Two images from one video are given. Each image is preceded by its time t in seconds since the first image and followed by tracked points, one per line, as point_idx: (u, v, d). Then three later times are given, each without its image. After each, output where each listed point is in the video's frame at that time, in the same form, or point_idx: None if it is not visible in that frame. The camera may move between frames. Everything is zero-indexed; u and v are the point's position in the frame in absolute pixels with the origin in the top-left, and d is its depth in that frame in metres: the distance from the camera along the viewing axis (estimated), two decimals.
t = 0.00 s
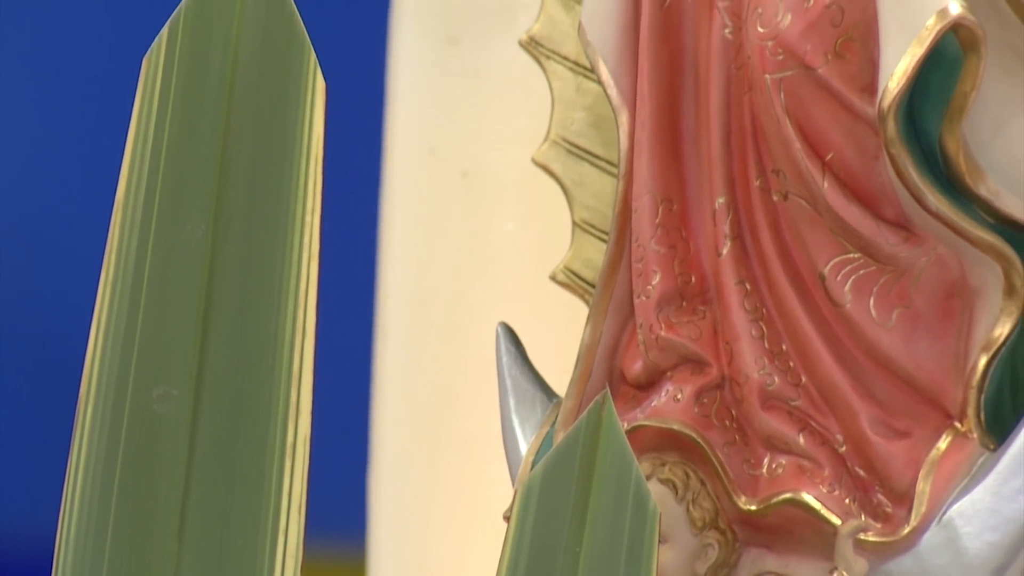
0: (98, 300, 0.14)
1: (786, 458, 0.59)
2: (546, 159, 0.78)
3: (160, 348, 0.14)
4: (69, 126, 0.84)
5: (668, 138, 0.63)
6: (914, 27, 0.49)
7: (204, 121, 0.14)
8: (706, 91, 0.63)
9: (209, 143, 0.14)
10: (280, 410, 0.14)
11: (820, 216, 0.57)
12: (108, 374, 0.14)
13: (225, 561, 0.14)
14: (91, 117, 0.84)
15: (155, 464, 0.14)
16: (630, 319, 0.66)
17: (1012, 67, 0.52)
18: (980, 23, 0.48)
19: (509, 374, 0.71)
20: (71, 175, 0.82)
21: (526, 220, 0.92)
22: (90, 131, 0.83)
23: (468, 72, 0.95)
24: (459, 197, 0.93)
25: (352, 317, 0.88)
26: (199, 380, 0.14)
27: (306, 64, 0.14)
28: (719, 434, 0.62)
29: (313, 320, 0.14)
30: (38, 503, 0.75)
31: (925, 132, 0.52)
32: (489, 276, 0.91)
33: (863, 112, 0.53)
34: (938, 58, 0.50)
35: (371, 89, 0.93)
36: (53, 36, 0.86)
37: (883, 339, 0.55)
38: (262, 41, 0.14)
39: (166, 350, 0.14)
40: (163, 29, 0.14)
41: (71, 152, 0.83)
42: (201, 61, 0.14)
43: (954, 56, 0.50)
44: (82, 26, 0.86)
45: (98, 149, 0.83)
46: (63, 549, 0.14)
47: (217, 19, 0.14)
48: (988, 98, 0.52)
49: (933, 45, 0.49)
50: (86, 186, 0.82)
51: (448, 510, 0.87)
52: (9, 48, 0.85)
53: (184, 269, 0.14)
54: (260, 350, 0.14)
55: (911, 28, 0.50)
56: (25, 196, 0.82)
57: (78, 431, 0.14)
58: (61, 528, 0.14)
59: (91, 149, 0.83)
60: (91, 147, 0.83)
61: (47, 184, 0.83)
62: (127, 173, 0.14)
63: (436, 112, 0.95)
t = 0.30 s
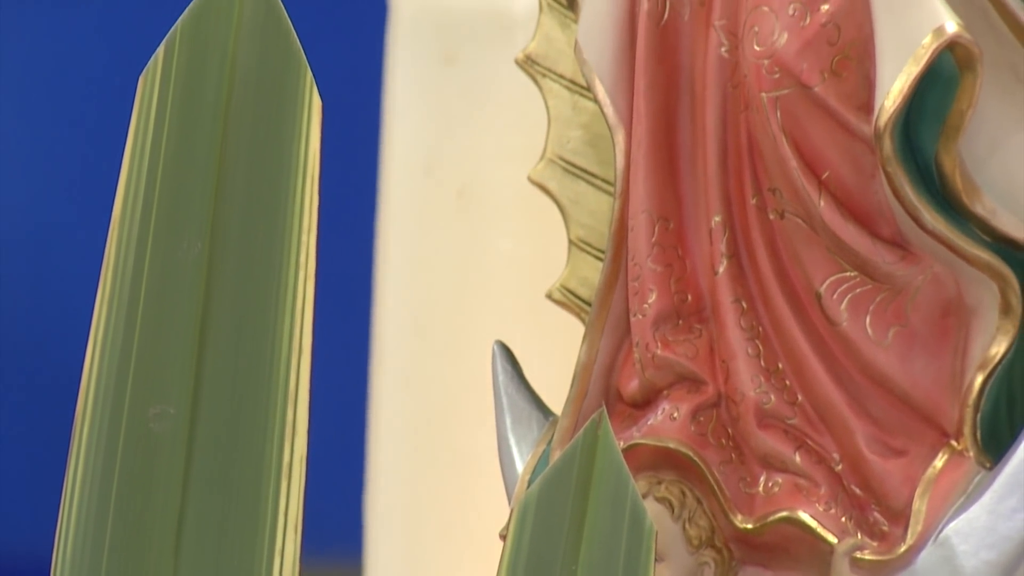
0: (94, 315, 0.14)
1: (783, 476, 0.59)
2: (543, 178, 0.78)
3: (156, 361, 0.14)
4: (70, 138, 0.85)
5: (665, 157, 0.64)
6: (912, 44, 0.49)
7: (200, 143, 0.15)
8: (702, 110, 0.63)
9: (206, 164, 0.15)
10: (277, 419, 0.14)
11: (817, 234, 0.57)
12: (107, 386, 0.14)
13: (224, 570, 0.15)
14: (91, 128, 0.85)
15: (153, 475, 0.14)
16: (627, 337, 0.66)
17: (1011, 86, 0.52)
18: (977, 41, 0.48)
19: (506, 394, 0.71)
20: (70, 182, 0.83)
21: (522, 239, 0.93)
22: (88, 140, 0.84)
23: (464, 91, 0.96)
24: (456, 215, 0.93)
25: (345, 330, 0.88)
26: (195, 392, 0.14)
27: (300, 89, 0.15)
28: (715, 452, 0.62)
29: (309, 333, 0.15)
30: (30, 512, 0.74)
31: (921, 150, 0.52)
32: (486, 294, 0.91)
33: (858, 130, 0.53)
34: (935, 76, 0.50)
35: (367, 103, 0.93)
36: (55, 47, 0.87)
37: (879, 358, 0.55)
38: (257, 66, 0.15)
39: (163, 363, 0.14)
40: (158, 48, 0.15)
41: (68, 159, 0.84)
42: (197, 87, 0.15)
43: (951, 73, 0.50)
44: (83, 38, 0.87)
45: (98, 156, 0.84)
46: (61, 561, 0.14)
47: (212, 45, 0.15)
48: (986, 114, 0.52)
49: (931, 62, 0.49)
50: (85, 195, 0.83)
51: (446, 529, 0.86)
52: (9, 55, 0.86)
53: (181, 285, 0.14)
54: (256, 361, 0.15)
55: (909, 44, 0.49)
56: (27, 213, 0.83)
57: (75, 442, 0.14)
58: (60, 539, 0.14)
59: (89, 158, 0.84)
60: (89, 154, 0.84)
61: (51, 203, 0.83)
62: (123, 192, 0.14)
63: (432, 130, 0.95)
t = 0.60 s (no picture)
0: (93, 334, 0.14)
1: (782, 496, 0.59)
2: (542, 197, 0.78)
3: (155, 380, 0.15)
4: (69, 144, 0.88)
5: (663, 177, 0.64)
6: (911, 64, 0.50)
7: (198, 164, 0.15)
8: (701, 130, 0.63)
9: (204, 184, 0.15)
10: (276, 433, 0.15)
11: (816, 254, 0.57)
12: (106, 403, 0.14)
13: None
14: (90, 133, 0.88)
15: (153, 486, 0.15)
16: (625, 358, 0.67)
17: (1009, 106, 0.52)
18: (975, 61, 0.48)
19: (504, 414, 0.70)
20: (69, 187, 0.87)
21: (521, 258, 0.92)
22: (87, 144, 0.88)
23: (460, 111, 0.95)
24: (453, 235, 0.93)
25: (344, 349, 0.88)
26: (194, 409, 0.15)
27: (299, 110, 0.15)
28: (714, 471, 0.62)
29: (307, 352, 0.15)
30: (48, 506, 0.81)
31: (920, 169, 0.52)
32: (484, 314, 0.91)
33: (857, 150, 0.54)
34: (934, 96, 0.50)
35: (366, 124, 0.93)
36: (54, 54, 0.89)
37: (878, 377, 0.55)
38: (256, 86, 0.15)
39: (162, 381, 0.15)
40: (157, 68, 0.15)
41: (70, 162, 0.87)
42: (195, 109, 0.15)
43: (949, 93, 0.50)
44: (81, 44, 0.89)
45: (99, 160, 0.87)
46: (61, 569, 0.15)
47: (211, 66, 0.15)
48: (984, 133, 0.52)
49: (929, 82, 0.49)
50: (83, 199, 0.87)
51: (445, 547, 0.86)
52: None
53: (180, 306, 0.15)
54: (255, 378, 0.15)
55: (907, 63, 0.50)
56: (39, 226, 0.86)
57: (75, 458, 0.14)
58: (60, 547, 0.15)
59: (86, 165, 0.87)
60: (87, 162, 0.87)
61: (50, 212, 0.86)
62: (121, 212, 0.15)
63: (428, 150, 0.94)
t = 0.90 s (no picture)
0: (93, 353, 0.15)
1: (780, 515, 0.59)
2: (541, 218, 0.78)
3: (155, 397, 0.15)
4: (73, 143, 0.92)
5: (662, 196, 0.64)
6: (910, 83, 0.50)
7: (196, 184, 0.15)
8: (700, 151, 0.64)
9: (202, 204, 0.15)
10: (274, 451, 0.15)
11: (814, 274, 0.58)
12: (106, 421, 0.15)
13: None
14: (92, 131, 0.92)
15: (153, 500, 0.15)
16: (624, 376, 0.67)
17: (1008, 125, 0.52)
18: (974, 81, 0.49)
19: (503, 432, 0.70)
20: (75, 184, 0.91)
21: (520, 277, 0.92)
22: (88, 140, 0.92)
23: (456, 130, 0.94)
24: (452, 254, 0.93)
25: (344, 358, 0.90)
26: (192, 426, 0.15)
27: (297, 130, 0.16)
28: (713, 490, 0.62)
29: (306, 372, 0.16)
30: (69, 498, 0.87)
31: (919, 189, 0.52)
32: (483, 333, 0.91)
33: (857, 169, 0.54)
34: (933, 115, 0.51)
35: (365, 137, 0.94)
36: (61, 55, 0.93)
37: (877, 396, 0.55)
38: (254, 106, 0.15)
39: (162, 401, 0.15)
40: (156, 86, 0.15)
41: (75, 160, 0.91)
42: (193, 127, 0.15)
43: (948, 113, 0.50)
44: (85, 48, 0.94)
45: (101, 159, 0.91)
46: None
47: (210, 87, 0.15)
48: (983, 153, 0.52)
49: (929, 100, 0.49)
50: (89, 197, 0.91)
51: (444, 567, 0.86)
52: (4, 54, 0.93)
53: (180, 326, 0.15)
54: (253, 397, 0.15)
55: (906, 82, 0.50)
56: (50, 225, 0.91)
57: (76, 472, 0.15)
58: (60, 558, 0.15)
59: (87, 161, 0.91)
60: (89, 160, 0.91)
61: (58, 213, 0.91)
62: (120, 233, 0.15)
63: (427, 169, 0.94)
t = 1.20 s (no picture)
0: (93, 369, 0.15)
1: (780, 533, 0.58)
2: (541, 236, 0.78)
3: (154, 413, 0.15)
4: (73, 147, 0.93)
5: (661, 214, 0.64)
6: (908, 102, 0.50)
7: (195, 201, 0.15)
8: (699, 169, 0.64)
9: (201, 221, 0.15)
10: (273, 468, 0.16)
11: (814, 291, 0.58)
12: (105, 436, 0.15)
13: None
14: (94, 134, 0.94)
15: (152, 516, 0.15)
16: (624, 395, 0.67)
17: (1006, 143, 0.52)
18: (974, 99, 0.49)
19: (503, 451, 0.70)
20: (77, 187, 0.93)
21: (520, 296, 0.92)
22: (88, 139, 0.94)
23: (457, 148, 0.95)
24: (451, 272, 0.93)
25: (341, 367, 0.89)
26: (191, 443, 0.15)
27: (297, 147, 0.16)
28: (712, 509, 0.61)
29: (306, 389, 0.16)
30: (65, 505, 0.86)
31: (919, 207, 0.53)
32: (483, 350, 0.91)
33: (856, 187, 0.54)
34: (933, 133, 0.51)
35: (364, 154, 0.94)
36: (57, 55, 0.95)
37: (877, 414, 0.55)
38: (254, 124, 0.16)
39: (162, 418, 0.15)
40: (156, 103, 0.15)
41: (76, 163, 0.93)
42: (193, 144, 0.15)
43: (948, 131, 0.51)
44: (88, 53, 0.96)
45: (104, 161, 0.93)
46: None
47: (209, 104, 0.15)
48: (982, 171, 0.52)
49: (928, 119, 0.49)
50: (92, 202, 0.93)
51: None
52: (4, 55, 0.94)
53: (179, 342, 0.15)
54: (251, 413, 0.15)
55: (905, 99, 0.50)
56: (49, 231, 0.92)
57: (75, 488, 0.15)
58: None
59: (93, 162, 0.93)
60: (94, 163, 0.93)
61: (59, 217, 0.92)
62: (120, 250, 0.15)
63: (427, 187, 0.94)
